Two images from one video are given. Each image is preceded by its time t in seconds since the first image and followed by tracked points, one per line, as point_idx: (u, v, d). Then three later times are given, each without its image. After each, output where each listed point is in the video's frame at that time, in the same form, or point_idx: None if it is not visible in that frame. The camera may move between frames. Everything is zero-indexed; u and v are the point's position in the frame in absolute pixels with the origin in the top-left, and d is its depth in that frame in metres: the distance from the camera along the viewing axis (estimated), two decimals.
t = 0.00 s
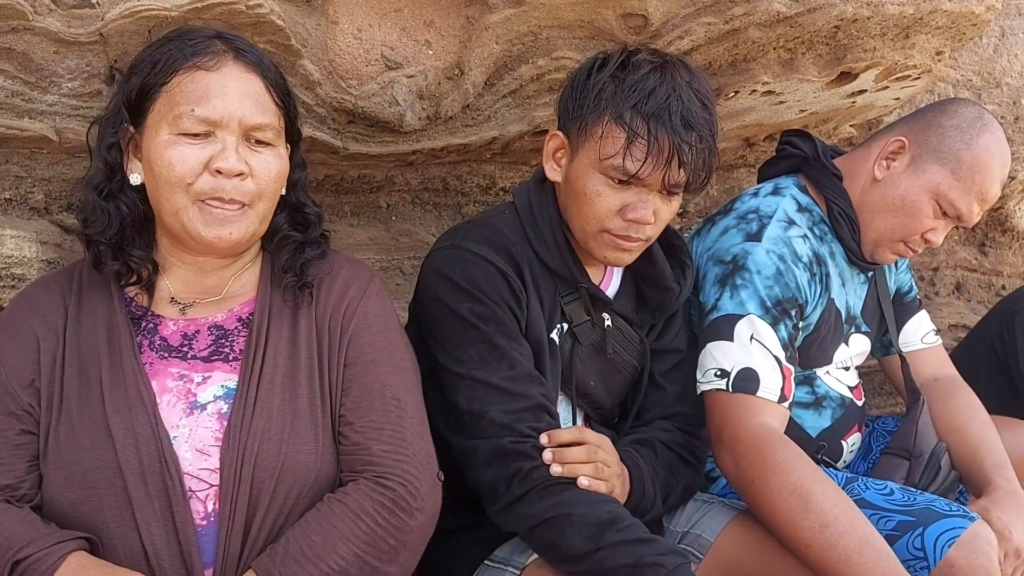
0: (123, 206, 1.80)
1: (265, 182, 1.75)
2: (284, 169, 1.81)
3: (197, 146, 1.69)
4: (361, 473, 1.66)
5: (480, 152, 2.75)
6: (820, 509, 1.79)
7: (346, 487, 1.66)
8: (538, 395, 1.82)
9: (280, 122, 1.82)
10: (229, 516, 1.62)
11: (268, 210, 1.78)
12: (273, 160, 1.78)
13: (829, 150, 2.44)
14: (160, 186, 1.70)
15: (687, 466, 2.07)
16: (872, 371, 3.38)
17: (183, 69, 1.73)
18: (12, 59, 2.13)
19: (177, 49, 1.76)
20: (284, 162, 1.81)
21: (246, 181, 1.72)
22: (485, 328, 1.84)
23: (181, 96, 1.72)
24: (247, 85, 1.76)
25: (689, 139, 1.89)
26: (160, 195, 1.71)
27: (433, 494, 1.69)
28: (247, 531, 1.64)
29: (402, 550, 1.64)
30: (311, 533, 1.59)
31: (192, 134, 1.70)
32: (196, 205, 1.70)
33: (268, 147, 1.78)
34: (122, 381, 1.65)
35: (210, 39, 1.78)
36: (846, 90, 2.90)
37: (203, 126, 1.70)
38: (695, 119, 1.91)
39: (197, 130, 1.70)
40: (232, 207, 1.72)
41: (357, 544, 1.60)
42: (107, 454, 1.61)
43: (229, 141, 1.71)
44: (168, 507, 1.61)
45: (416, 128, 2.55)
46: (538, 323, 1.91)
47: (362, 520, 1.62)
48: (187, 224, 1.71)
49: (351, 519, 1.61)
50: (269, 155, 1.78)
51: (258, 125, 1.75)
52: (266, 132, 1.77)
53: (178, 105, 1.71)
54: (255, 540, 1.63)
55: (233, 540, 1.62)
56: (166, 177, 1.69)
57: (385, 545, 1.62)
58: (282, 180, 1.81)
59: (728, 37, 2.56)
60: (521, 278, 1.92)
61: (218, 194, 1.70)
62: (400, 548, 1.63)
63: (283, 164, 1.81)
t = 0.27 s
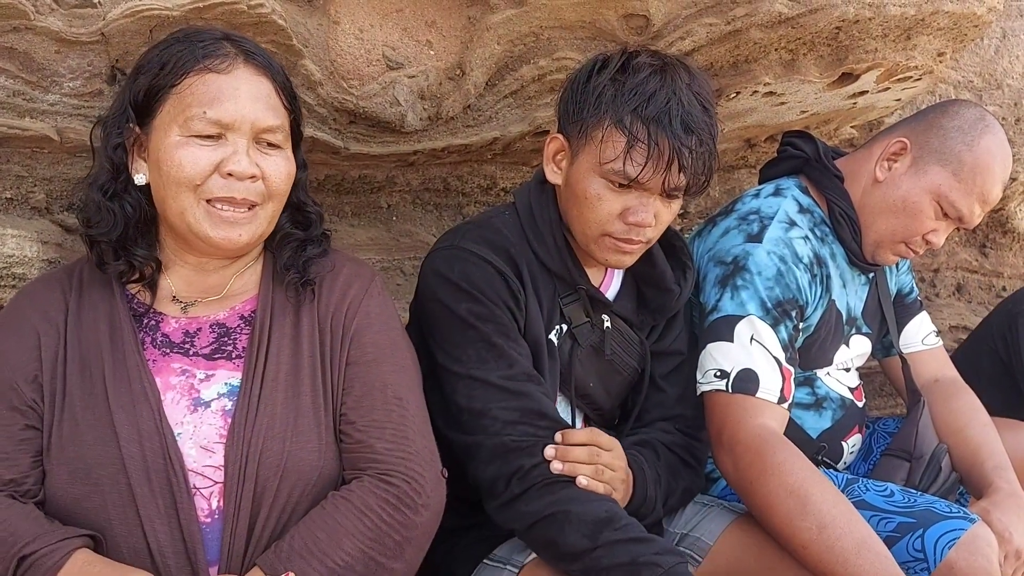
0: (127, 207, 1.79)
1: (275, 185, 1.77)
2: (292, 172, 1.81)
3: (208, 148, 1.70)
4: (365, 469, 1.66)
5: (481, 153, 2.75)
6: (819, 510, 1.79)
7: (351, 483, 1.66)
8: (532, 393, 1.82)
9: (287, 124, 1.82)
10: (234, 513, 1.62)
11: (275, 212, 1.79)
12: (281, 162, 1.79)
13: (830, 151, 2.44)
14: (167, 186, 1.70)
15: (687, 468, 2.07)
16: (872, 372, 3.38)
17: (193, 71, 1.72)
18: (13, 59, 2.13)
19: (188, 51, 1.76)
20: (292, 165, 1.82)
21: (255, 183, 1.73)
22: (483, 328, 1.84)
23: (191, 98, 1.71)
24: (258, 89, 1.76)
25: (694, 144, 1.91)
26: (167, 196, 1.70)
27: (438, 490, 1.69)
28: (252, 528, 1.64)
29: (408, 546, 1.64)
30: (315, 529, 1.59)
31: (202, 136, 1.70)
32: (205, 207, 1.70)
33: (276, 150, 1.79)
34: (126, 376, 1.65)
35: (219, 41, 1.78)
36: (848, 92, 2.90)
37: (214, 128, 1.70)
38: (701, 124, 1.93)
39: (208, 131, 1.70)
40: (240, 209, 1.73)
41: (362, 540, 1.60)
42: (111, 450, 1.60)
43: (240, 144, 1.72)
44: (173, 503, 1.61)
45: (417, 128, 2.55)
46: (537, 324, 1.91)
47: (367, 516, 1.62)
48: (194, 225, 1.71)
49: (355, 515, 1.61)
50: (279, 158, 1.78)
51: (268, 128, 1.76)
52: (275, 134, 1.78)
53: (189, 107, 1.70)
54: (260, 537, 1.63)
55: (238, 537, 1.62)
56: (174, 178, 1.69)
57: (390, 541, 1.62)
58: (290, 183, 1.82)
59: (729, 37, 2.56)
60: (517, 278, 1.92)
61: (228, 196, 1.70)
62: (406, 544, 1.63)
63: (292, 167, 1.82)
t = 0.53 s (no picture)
0: (133, 207, 1.80)
1: (280, 185, 1.77)
2: (298, 171, 1.82)
3: (212, 147, 1.70)
4: (367, 469, 1.67)
5: (481, 155, 2.76)
6: (817, 513, 1.80)
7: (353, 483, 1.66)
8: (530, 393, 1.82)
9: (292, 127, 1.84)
10: (234, 512, 1.63)
11: (279, 212, 1.80)
12: (286, 163, 1.79)
13: (829, 154, 2.45)
14: (173, 185, 1.70)
15: (686, 471, 2.07)
16: (871, 374, 3.39)
17: (201, 72, 1.75)
18: (15, 61, 2.14)
19: (196, 52, 1.77)
20: (297, 166, 1.83)
21: (260, 182, 1.73)
22: (483, 331, 1.85)
23: (195, 93, 1.73)
24: (267, 87, 1.79)
25: (693, 145, 1.91)
26: (173, 195, 1.71)
27: (439, 492, 1.70)
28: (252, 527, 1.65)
29: (409, 547, 1.64)
30: (319, 527, 1.60)
31: (206, 134, 1.71)
32: (210, 205, 1.70)
33: (282, 151, 1.80)
34: (133, 373, 1.65)
35: (227, 44, 1.80)
36: (847, 94, 2.91)
37: (219, 127, 1.72)
38: (700, 125, 1.93)
39: (213, 130, 1.71)
40: (245, 207, 1.73)
41: (365, 539, 1.61)
42: (117, 446, 1.61)
43: (244, 143, 1.73)
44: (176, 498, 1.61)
45: (418, 131, 2.56)
46: (537, 327, 1.92)
47: (369, 515, 1.62)
48: (199, 223, 1.71)
49: (357, 514, 1.62)
50: (284, 159, 1.79)
51: (272, 129, 1.77)
52: (280, 135, 1.79)
53: (193, 102, 1.72)
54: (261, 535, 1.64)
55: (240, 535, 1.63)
56: (179, 176, 1.69)
57: (392, 541, 1.62)
58: (296, 184, 1.82)
59: (729, 40, 2.57)
60: (518, 281, 1.93)
61: (232, 194, 1.71)
62: (407, 545, 1.64)
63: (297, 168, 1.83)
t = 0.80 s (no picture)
0: (156, 207, 1.82)
1: (300, 190, 1.78)
2: (318, 176, 1.83)
3: (234, 150, 1.71)
4: (380, 472, 1.69)
5: (483, 156, 2.77)
6: (817, 513, 1.81)
7: (367, 486, 1.67)
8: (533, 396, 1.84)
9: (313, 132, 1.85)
10: (257, 511, 1.63)
11: (298, 216, 1.81)
12: (307, 168, 1.80)
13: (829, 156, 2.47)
14: (194, 187, 1.71)
15: (687, 472, 2.09)
16: (871, 375, 3.40)
17: (225, 76, 1.76)
18: (21, 63, 2.15)
19: (219, 56, 1.80)
20: (318, 171, 1.84)
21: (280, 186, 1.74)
22: (485, 332, 1.86)
23: (218, 97, 1.75)
24: (289, 94, 1.80)
25: (694, 153, 1.92)
26: (194, 196, 1.72)
27: (450, 497, 1.72)
28: (271, 528, 1.64)
29: (420, 550, 1.65)
30: (333, 526, 1.61)
31: (229, 136, 1.72)
32: (230, 208, 1.72)
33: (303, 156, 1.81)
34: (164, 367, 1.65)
35: (251, 49, 1.82)
36: (847, 96, 2.92)
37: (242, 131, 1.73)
38: (701, 131, 1.94)
39: (236, 134, 1.72)
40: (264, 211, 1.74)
41: (379, 540, 1.62)
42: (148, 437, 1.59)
43: (266, 147, 1.74)
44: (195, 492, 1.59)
45: (420, 132, 2.57)
46: (538, 328, 1.94)
47: (382, 518, 1.63)
48: (219, 225, 1.72)
49: (370, 516, 1.63)
50: (305, 164, 1.80)
51: (294, 134, 1.78)
52: (301, 140, 1.80)
53: (216, 106, 1.74)
54: (280, 534, 1.63)
55: (261, 535, 1.62)
56: (201, 179, 1.70)
57: (404, 544, 1.64)
58: (315, 189, 1.83)
59: (730, 42, 2.58)
60: (521, 283, 1.94)
61: (252, 198, 1.72)
62: (418, 548, 1.65)
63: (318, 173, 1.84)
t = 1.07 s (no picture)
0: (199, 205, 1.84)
1: (336, 191, 1.80)
2: (353, 177, 1.85)
3: (272, 151, 1.73)
4: (410, 474, 1.71)
5: (487, 156, 2.80)
6: (818, 508, 1.84)
7: (395, 486, 1.70)
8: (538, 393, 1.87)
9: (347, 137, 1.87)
10: (289, 507, 1.65)
11: (334, 217, 1.83)
12: (343, 169, 1.82)
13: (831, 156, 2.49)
14: (233, 186, 1.74)
15: (691, 468, 2.11)
16: (872, 374, 3.42)
17: (265, 78, 1.78)
18: (32, 64, 2.17)
19: (259, 59, 1.81)
20: (353, 173, 1.86)
21: (315, 186, 1.76)
22: (489, 330, 1.89)
23: (258, 100, 1.77)
24: (326, 96, 1.81)
25: (699, 154, 1.94)
26: (232, 195, 1.74)
27: (472, 501, 1.75)
28: (301, 524, 1.66)
29: (444, 550, 1.68)
30: (362, 522, 1.63)
31: (267, 137, 1.74)
32: (268, 206, 1.74)
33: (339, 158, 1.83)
34: (201, 368, 1.66)
35: (291, 53, 1.84)
36: (849, 97, 2.95)
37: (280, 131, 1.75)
38: (705, 133, 1.96)
39: (274, 134, 1.74)
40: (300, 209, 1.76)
41: (408, 539, 1.64)
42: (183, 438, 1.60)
43: (303, 148, 1.76)
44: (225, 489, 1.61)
45: (424, 132, 2.60)
46: (542, 327, 1.96)
47: (411, 517, 1.66)
48: (257, 224, 1.74)
49: (399, 514, 1.65)
50: (341, 166, 1.82)
51: (328, 136, 1.80)
52: (336, 141, 1.82)
53: (256, 107, 1.76)
54: (308, 531, 1.65)
55: (290, 531, 1.64)
56: (239, 177, 1.72)
57: (430, 544, 1.66)
58: (350, 190, 1.85)
59: (732, 43, 2.61)
60: (526, 282, 1.97)
61: (289, 197, 1.73)
62: (443, 549, 1.68)
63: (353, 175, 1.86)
